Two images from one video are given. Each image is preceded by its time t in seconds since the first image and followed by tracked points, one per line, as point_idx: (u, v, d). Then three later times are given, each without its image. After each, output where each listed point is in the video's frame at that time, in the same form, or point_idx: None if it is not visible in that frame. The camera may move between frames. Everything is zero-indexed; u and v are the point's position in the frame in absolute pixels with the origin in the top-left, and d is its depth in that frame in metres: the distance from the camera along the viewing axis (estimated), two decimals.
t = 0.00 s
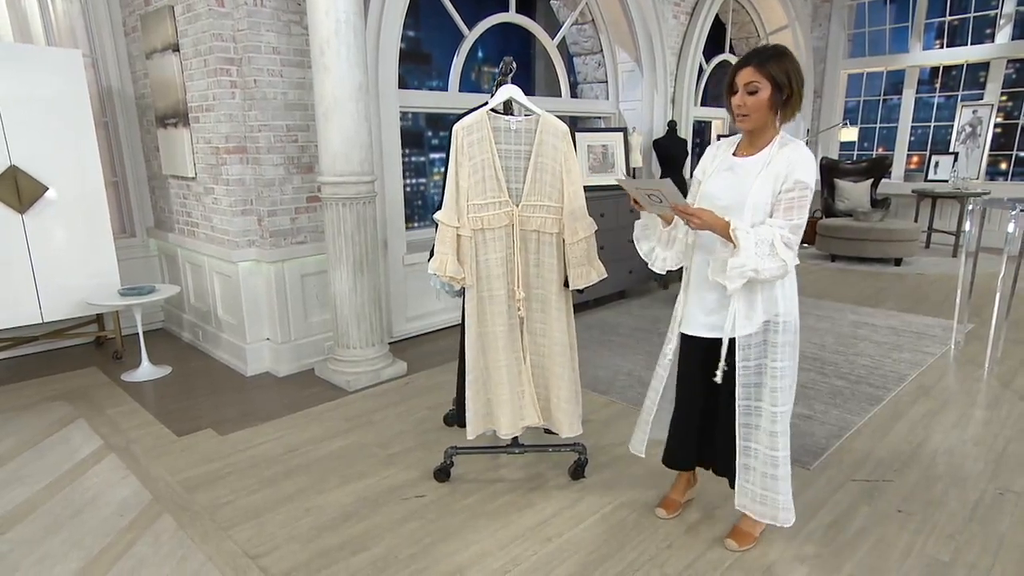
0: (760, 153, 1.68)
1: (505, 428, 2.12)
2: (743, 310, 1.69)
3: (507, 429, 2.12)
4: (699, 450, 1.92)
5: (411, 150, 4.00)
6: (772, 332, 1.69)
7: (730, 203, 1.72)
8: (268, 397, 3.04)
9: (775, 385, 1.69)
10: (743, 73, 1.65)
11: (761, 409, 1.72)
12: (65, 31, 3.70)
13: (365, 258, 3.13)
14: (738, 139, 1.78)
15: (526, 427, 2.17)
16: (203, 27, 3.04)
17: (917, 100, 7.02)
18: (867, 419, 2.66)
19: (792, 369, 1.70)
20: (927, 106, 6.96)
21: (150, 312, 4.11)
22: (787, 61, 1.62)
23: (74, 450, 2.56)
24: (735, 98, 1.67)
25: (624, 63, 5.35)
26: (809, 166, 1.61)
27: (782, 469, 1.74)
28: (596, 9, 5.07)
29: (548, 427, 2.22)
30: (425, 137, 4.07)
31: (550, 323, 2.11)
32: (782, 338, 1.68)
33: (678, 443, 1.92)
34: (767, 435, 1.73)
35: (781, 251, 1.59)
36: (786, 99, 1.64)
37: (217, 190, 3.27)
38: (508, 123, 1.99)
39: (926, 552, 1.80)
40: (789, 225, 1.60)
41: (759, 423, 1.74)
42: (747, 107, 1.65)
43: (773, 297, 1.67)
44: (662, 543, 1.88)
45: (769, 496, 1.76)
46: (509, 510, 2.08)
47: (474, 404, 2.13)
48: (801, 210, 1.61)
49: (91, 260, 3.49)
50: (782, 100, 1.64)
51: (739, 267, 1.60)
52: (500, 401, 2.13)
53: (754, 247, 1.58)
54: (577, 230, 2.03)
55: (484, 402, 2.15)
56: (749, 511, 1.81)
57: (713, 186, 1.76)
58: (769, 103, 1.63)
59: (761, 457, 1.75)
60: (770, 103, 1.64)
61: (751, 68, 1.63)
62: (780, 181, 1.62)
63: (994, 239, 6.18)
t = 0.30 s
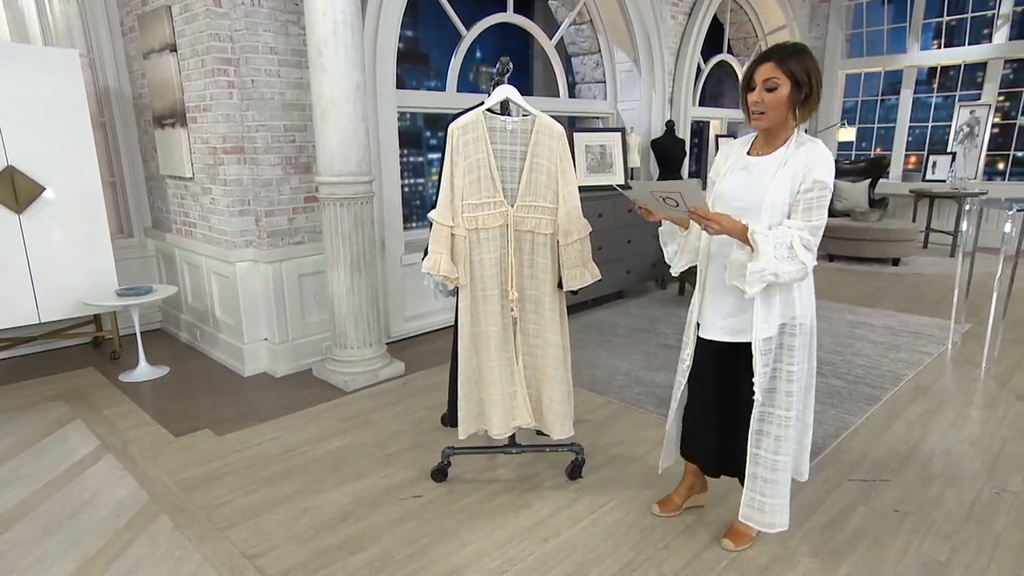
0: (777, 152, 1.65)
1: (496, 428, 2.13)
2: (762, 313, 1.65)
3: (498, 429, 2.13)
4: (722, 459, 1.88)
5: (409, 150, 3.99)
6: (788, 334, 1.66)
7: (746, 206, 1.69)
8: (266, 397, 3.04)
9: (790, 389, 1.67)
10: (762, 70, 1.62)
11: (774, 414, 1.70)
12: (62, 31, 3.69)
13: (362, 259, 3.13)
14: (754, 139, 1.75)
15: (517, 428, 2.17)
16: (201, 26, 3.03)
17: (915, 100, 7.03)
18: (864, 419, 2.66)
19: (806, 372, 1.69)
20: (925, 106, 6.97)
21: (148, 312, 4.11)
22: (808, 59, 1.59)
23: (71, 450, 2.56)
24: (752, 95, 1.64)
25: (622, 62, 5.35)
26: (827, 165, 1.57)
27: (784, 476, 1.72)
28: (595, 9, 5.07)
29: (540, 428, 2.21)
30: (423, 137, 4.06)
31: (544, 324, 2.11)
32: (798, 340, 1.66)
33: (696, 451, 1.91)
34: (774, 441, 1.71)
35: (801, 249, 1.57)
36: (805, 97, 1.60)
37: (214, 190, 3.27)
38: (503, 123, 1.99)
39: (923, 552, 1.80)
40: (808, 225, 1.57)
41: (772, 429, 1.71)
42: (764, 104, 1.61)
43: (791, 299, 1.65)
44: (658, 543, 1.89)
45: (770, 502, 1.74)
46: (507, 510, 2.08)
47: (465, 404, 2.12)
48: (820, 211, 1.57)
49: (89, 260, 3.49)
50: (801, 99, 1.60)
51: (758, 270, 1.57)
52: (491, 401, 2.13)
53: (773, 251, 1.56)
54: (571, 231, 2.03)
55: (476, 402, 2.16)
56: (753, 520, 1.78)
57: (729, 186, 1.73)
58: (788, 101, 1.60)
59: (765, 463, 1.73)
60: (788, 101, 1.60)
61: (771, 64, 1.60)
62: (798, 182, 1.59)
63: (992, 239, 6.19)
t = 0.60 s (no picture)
0: (781, 152, 1.64)
1: (482, 428, 2.13)
2: (763, 316, 1.64)
3: (484, 429, 2.13)
4: (721, 460, 1.88)
5: (407, 150, 3.99)
6: (791, 338, 1.66)
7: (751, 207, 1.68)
8: (262, 398, 3.04)
9: (796, 394, 1.67)
10: (765, 71, 1.61)
11: (783, 419, 1.70)
12: (59, 31, 3.69)
13: (359, 259, 3.13)
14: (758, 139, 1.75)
15: (503, 428, 2.17)
16: (197, 26, 3.03)
17: (913, 100, 7.04)
18: (860, 419, 2.66)
19: (809, 375, 1.69)
20: (922, 107, 6.98)
21: (145, 312, 4.10)
22: (811, 59, 1.58)
23: (67, 451, 2.56)
24: (756, 97, 1.64)
25: (620, 62, 5.35)
26: (832, 166, 1.56)
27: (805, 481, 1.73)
28: (592, 9, 5.08)
29: (525, 429, 2.21)
30: (421, 137, 4.06)
31: (532, 325, 2.11)
32: (801, 343, 1.66)
33: (695, 453, 1.90)
34: (794, 448, 1.70)
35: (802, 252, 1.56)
36: (809, 97, 1.59)
37: (211, 190, 3.26)
38: (498, 123, 1.99)
39: (918, 551, 1.80)
40: (811, 228, 1.57)
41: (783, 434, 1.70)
42: (767, 105, 1.61)
43: (793, 302, 1.65)
44: (654, 543, 1.89)
45: (792, 509, 1.74)
46: (503, 510, 2.08)
47: (451, 403, 2.14)
48: (823, 214, 1.57)
49: (86, 260, 3.48)
50: (805, 99, 1.60)
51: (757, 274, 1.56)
52: (478, 401, 2.13)
53: (775, 255, 1.55)
54: (562, 233, 2.03)
55: (462, 401, 2.16)
56: (777, 530, 1.76)
57: (732, 187, 1.73)
58: (791, 101, 1.59)
59: (788, 471, 1.72)
60: (791, 102, 1.60)
61: (774, 65, 1.59)
62: (802, 184, 1.59)
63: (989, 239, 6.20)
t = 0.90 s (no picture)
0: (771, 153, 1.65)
1: (470, 427, 2.14)
2: (758, 316, 1.65)
3: (471, 429, 2.14)
4: (717, 462, 1.88)
5: (404, 150, 3.99)
6: (786, 337, 1.66)
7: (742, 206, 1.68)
8: (258, 398, 3.04)
9: (789, 392, 1.68)
10: (766, 70, 1.60)
11: (776, 417, 1.70)
12: (55, 31, 3.69)
13: (356, 259, 3.13)
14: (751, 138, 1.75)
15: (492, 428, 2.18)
16: (193, 26, 3.03)
17: (910, 100, 7.05)
18: (856, 419, 2.66)
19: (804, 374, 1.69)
20: (919, 107, 7.00)
21: (141, 312, 4.10)
22: (810, 63, 1.58)
23: (63, 451, 2.55)
24: (754, 96, 1.63)
25: (617, 63, 5.35)
26: (824, 163, 1.56)
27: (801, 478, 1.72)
28: (590, 9, 5.08)
29: (514, 429, 2.22)
30: (418, 137, 4.06)
31: (523, 325, 2.11)
32: (796, 342, 1.66)
33: (688, 453, 1.91)
34: (788, 445, 1.70)
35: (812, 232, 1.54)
36: (805, 102, 1.60)
37: (208, 190, 3.26)
38: (492, 123, 1.99)
39: (913, 550, 1.81)
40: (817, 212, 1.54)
41: (777, 431, 1.71)
42: (764, 106, 1.61)
43: (787, 300, 1.65)
44: (650, 542, 1.89)
45: (790, 506, 1.74)
46: (499, 510, 2.08)
47: (441, 401, 2.15)
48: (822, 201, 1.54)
49: (82, 259, 3.48)
50: (801, 103, 1.60)
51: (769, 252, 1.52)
52: (466, 400, 2.13)
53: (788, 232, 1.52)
54: (555, 235, 2.03)
55: (452, 400, 2.16)
56: (772, 525, 1.78)
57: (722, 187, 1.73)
58: (788, 105, 1.59)
59: (781, 467, 1.73)
60: (787, 106, 1.60)
61: (775, 66, 1.58)
62: (794, 180, 1.58)
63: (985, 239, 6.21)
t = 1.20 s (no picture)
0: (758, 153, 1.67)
1: (467, 427, 2.12)
2: (757, 312, 1.65)
3: (469, 428, 2.13)
4: (712, 461, 1.88)
5: (402, 150, 3.98)
6: (778, 326, 1.67)
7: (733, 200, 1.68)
8: (255, 399, 3.03)
9: (784, 379, 1.69)
10: (767, 75, 1.59)
11: (773, 406, 1.71)
12: (51, 30, 3.68)
13: (352, 259, 3.12)
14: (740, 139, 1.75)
15: (490, 428, 2.18)
16: (189, 26, 3.02)
17: (906, 100, 7.06)
18: (851, 419, 2.66)
19: (799, 362, 1.69)
20: (916, 107, 7.01)
21: (138, 312, 4.09)
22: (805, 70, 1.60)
23: (58, 451, 2.55)
24: (752, 100, 1.62)
25: (614, 62, 5.35)
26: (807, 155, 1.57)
27: (799, 465, 1.73)
28: (587, 9, 5.09)
29: (511, 429, 2.22)
30: (415, 138, 4.06)
31: (519, 324, 2.11)
32: (790, 332, 1.66)
33: (685, 452, 1.91)
34: (786, 432, 1.71)
35: (795, 186, 1.52)
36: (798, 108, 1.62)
37: (204, 190, 3.26)
38: (488, 123, 1.99)
39: (907, 550, 1.81)
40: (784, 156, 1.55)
41: (774, 420, 1.72)
42: (762, 112, 1.61)
43: (781, 292, 1.66)
44: (645, 542, 1.89)
45: (792, 493, 1.75)
46: (494, 510, 2.08)
47: (438, 401, 2.14)
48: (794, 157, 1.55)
49: (77, 260, 3.47)
50: (795, 110, 1.62)
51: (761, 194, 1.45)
52: (463, 400, 2.12)
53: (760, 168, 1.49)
54: (550, 235, 2.04)
55: (449, 400, 2.16)
56: (776, 515, 1.78)
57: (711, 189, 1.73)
58: (784, 111, 1.61)
59: (780, 455, 1.74)
60: (783, 112, 1.62)
61: (777, 72, 1.58)
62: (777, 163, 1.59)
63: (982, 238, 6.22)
